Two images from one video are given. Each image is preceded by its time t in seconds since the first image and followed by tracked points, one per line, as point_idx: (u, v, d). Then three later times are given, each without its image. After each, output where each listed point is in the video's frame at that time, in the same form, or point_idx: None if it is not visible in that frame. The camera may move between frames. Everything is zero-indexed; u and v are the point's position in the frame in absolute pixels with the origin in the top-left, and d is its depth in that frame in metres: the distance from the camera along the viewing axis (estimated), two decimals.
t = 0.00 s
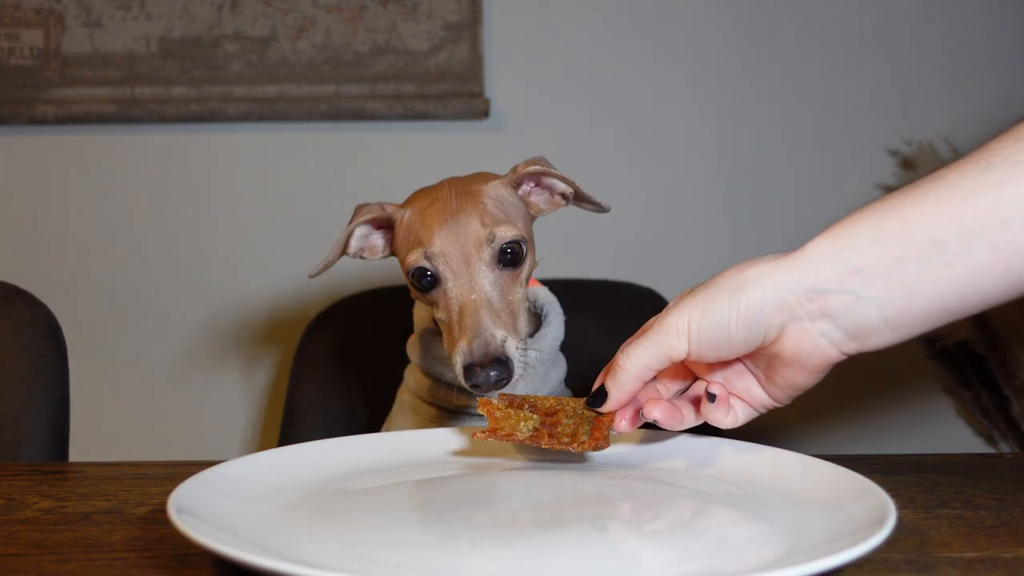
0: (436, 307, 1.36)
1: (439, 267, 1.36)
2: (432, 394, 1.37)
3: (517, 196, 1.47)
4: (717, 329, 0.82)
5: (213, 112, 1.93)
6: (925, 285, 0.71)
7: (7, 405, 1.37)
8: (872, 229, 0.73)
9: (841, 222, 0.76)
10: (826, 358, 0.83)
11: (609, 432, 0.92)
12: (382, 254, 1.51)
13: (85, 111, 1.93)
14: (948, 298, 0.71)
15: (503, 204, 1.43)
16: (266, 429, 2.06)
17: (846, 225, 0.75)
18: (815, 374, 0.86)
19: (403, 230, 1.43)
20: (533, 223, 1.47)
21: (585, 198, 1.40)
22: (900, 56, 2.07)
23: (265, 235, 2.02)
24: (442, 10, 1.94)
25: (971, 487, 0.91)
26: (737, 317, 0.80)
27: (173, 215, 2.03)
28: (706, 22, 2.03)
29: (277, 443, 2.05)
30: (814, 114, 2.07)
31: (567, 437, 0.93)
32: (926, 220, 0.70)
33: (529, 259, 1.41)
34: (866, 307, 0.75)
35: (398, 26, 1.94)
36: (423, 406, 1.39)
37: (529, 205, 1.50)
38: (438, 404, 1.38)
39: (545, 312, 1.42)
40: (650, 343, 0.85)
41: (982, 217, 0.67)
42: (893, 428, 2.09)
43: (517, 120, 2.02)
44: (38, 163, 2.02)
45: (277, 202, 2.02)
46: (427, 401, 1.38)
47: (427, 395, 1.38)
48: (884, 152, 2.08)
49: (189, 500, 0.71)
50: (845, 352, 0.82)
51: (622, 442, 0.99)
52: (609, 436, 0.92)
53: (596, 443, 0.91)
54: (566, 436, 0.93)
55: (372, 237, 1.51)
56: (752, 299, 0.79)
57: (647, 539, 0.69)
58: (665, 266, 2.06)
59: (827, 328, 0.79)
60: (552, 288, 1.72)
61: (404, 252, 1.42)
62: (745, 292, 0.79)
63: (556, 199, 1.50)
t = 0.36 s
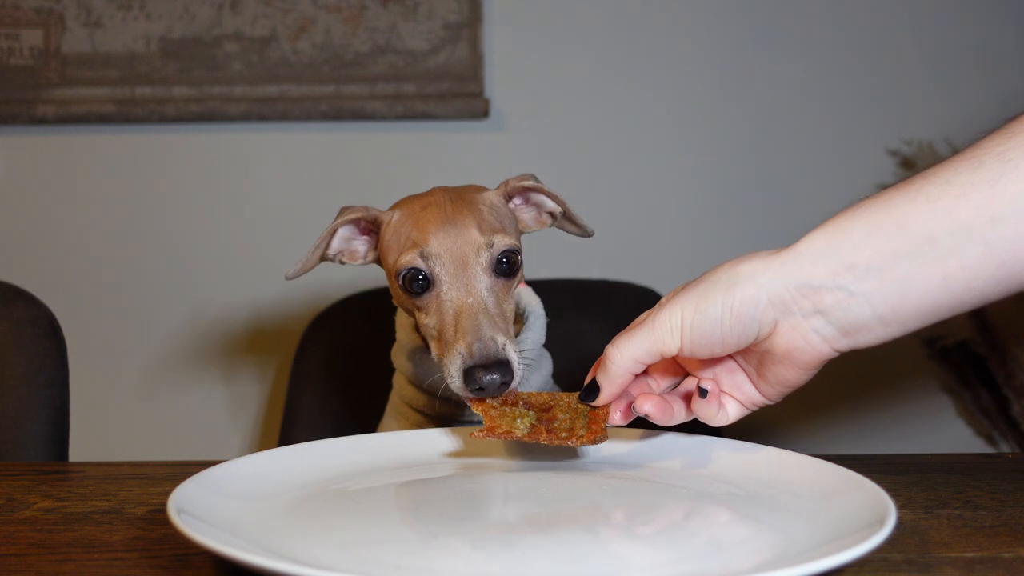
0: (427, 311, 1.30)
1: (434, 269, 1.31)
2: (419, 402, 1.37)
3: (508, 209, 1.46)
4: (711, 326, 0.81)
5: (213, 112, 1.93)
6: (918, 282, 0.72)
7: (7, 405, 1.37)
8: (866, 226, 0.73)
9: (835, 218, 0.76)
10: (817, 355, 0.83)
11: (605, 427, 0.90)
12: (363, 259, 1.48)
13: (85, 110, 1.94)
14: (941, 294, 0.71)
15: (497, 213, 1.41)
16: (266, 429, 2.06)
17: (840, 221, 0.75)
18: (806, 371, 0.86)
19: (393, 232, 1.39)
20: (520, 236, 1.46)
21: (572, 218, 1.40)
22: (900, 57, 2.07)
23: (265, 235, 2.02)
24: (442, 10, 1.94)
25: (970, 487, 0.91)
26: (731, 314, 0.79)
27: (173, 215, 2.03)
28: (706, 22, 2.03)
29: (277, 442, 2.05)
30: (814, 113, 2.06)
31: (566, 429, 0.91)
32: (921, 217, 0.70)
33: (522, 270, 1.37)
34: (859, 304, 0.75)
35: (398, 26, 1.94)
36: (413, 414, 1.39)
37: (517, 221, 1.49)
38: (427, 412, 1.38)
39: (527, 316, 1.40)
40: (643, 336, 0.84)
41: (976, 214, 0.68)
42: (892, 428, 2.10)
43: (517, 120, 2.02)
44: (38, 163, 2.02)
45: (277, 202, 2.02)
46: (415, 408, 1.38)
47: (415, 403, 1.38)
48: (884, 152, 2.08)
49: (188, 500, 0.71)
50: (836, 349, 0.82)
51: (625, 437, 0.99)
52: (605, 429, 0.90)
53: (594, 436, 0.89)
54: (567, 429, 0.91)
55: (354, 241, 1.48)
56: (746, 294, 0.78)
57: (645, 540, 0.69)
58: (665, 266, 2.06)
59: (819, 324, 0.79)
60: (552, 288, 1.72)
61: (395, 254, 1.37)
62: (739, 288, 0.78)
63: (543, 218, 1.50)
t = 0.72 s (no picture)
0: (437, 303, 1.30)
1: (447, 262, 1.30)
2: (416, 402, 1.38)
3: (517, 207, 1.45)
4: (724, 319, 0.82)
5: (212, 112, 1.93)
6: (931, 279, 0.72)
7: (6, 405, 1.37)
8: (880, 223, 0.73)
9: (850, 215, 0.76)
10: (832, 352, 0.83)
11: (608, 418, 0.91)
12: (370, 252, 1.48)
13: (85, 110, 1.93)
14: (956, 290, 0.71)
15: (509, 212, 1.41)
16: (266, 429, 2.06)
17: (855, 217, 0.75)
18: (819, 369, 0.86)
19: (405, 223, 1.39)
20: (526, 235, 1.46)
21: (577, 221, 1.40)
22: (900, 57, 2.07)
23: (265, 235, 2.02)
24: (443, 10, 1.94)
25: (971, 487, 0.91)
26: (745, 308, 0.80)
27: (173, 215, 2.03)
28: (706, 22, 2.03)
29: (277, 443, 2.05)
30: (814, 113, 2.06)
31: (567, 417, 0.92)
32: (934, 213, 0.70)
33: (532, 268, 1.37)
34: (873, 300, 0.75)
35: (398, 26, 1.94)
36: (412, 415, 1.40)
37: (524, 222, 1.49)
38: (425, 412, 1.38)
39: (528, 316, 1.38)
40: (657, 329, 0.85)
41: (991, 210, 0.68)
42: (892, 429, 2.10)
43: (517, 120, 2.02)
44: (38, 162, 2.02)
45: (277, 202, 2.02)
46: (412, 408, 1.39)
47: (412, 403, 1.38)
48: (884, 152, 2.08)
49: (189, 500, 0.71)
50: (850, 347, 0.82)
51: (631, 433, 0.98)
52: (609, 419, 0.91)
53: (596, 426, 0.90)
54: (567, 418, 0.92)
55: (362, 233, 1.47)
56: (760, 289, 0.79)
57: (647, 539, 0.69)
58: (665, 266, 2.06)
59: (834, 321, 0.80)
60: (552, 288, 1.72)
61: (406, 246, 1.37)
62: (752, 282, 0.79)
63: (550, 218, 1.50)
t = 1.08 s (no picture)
0: (441, 288, 1.30)
1: (452, 248, 1.31)
2: (415, 399, 1.37)
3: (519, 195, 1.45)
4: (720, 317, 0.82)
5: (212, 112, 1.93)
6: (930, 279, 0.72)
7: (7, 406, 1.38)
8: (879, 221, 0.73)
9: (849, 214, 0.76)
10: (828, 353, 0.83)
11: (596, 409, 0.90)
12: (375, 238, 1.48)
13: (85, 110, 1.93)
14: (955, 290, 0.71)
15: (512, 199, 1.41)
16: (266, 429, 2.07)
17: (853, 217, 0.75)
18: (816, 370, 0.86)
19: (410, 209, 1.39)
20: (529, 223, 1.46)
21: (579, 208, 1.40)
22: (900, 57, 2.07)
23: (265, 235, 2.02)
24: (442, 10, 1.94)
25: (971, 487, 0.91)
26: (740, 306, 0.80)
27: (172, 214, 2.03)
28: (706, 22, 2.03)
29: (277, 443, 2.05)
30: (813, 113, 2.06)
31: (557, 405, 0.93)
32: (934, 212, 0.70)
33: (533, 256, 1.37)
34: (871, 299, 0.75)
35: (398, 25, 1.94)
36: (412, 413, 1.40)
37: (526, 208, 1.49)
38: (425, 411, 1.38)
39: (528, 309, 1.39)
40: (652, 324, 0.85)
41: (991, 208, 0.68)
42: (892, 429, 2.10)
43: (517, 119, 2.02)
44: (38, 162, 2.02)
45: (277, 202, 2.02)
46: (410, 405, 1.39)
47: (411, 400, 1.38)
48: (884, 152, 2.08)
49: (188, 500, 0.71)
50: (847, 348, 0.82)
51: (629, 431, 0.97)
52: (598, 411, 0.89)
53: (581, 414, 0.89)
54: (559, 406, 0.93)
55: (367, 217, 1.48)
56: (756, 287, 0.79)
57: (647, 539, 0.69)
58: (665, 266, 2.06)
59: (830, 321, 0.79)
60: (552, 287, 1.72)
61: (410, 231, 1.37)
62: (748, 279, 0.79)
63: (551, 205, 1.50)
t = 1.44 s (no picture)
0: (438, 289, 1.30)
1: (454, 250, 1.30)
2: (410, 403, 1.38)
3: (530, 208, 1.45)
4: (722, 320, 0.82)
5: (212, 112, 1.93)
6: (933, 280, 0.72)
7: (7, 405, 1.38)
8: (881, 224, 0.74)
9: (851, 217, 0.76)
10: (830, 356, 0.83)
11: (593, 416, 0.90)
12: (381, 236, 1.47)
13: (85, 110, 1.93)
14: (959, 292, 0.71)
15: (523, 212, 1.41)
16: (266, 429, 2.07)
17: (856, 219, 0.75)
18: (819, 374, 0.86)
19: (418, 209, 1.39)
20: (538, 238, 1.46)
21: (590, 228, 1.41)
22: (900, 57, 2.07)
23: (265, 235, 2.02)
24: (443, 10, 1.94)
25: (971, 488, 0.91)
26: (741, 309, 0.80)
27: (172, 214, 2.03)
28: (706, 22, 2.03)
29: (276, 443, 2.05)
30: (813, 113, 2.06)
31: (555, 409, 0.92)
32: (938, 213, 0.70)
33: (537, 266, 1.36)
34: (874, 302, 0.75)
35: (398, 26, 1.94)
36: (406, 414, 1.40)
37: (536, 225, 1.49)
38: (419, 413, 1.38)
39: (525, 315, 1.38)
40: (653, 327, 0.85)
41: (995, 211, 0.68)
42: (891, 429, 2.10)
43: (517, 120, 2.02)
44: (38, 163, 2.02)
45: (277, 202, 2.02)
46: (406, 409, 1.39)
47: (407, 404, 1.38)
48: (884, 152, 2.08)
49: (188, 500, 0.71)
50: (850, 351, 0.82)
51: (632, 435, 0.97)
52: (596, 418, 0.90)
53: (580, 419, 0.89)
54: (557, 410, 0.92)
55: (375, 216, 1.47)
56: (758, 290, 0.79)
57: (649, 539, 0.69)
58: (665, 266, 2.06)
59: (833, 324, 0.79)
60: (552, 288, 1.72)
61: (416, 230, 1.36)
62: (750, 282, 0.79)
63: (562, 224, 1.49)
